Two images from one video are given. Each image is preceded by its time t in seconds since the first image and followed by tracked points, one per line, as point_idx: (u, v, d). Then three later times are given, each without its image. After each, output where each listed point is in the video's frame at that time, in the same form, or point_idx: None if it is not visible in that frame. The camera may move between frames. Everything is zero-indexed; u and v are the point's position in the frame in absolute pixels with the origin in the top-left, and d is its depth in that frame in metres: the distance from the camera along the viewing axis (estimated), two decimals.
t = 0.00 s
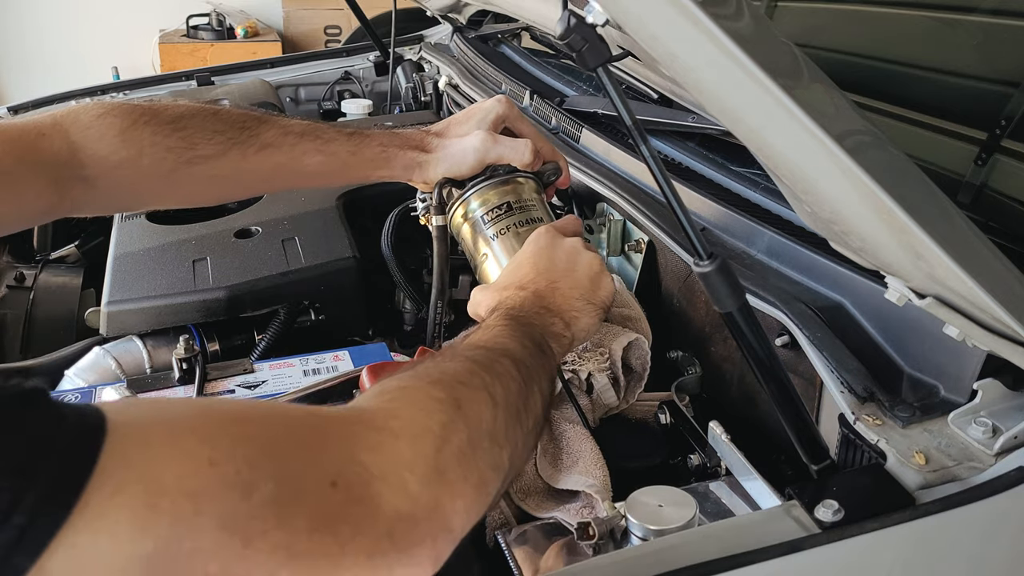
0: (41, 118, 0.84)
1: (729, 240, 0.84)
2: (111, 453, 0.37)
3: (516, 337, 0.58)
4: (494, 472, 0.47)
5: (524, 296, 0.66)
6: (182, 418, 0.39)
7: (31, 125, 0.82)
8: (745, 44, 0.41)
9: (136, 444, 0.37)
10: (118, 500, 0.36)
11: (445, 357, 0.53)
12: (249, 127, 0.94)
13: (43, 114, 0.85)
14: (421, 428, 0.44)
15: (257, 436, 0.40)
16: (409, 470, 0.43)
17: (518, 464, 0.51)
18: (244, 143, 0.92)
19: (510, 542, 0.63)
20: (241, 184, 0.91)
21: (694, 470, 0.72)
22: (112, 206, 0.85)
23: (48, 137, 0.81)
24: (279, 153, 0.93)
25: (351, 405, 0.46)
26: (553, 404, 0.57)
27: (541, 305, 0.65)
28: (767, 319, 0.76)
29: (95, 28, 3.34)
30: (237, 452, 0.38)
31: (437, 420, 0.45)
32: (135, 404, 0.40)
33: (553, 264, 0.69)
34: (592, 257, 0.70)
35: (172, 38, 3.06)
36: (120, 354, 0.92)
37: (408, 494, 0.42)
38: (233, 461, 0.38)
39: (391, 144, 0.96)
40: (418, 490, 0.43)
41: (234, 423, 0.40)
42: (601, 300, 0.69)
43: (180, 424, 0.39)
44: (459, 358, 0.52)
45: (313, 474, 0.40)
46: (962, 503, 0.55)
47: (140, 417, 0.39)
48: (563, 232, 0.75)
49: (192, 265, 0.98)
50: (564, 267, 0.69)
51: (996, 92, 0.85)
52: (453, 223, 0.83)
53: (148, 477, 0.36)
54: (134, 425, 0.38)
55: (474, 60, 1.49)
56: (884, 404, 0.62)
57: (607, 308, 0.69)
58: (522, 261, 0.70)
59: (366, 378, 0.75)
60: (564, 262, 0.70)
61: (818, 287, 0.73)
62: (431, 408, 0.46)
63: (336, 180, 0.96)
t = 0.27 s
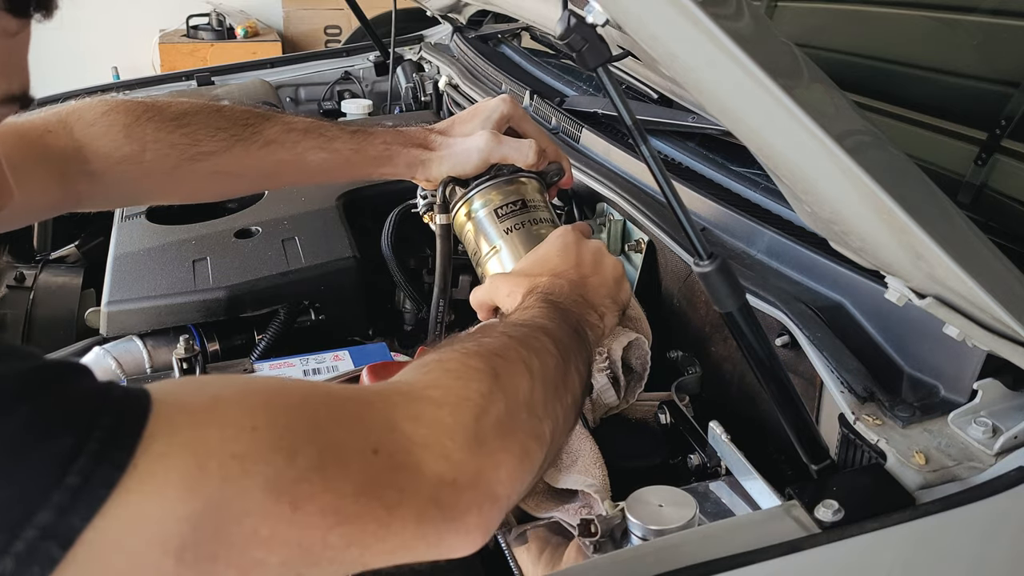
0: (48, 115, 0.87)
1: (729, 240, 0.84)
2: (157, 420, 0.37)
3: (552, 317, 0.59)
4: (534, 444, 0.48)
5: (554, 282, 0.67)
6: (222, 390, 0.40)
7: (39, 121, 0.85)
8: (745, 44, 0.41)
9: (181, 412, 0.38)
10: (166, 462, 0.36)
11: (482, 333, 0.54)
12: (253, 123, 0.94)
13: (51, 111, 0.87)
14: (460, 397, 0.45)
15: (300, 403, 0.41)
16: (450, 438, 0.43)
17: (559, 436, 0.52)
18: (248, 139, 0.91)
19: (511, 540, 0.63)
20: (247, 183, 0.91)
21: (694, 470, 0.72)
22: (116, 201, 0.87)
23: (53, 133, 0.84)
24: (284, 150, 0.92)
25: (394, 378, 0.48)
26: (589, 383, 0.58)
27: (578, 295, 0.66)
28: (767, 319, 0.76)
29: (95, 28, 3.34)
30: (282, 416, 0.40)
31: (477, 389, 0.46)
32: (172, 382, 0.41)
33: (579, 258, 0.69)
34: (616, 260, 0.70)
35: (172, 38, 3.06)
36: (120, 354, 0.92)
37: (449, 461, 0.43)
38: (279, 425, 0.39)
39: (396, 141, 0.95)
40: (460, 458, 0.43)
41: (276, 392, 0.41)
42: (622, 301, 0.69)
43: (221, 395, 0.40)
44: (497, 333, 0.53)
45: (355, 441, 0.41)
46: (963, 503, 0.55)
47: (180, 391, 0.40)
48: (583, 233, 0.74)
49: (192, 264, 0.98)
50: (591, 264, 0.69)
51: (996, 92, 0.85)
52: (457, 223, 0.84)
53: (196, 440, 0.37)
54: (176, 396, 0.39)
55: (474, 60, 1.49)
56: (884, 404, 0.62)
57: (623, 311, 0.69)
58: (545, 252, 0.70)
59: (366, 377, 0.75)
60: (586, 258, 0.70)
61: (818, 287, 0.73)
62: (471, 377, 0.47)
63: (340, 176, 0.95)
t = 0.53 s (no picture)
0: (35, 111, 0.85)
1: (729, 240, 0.84)
2: (128, 436, 0.37)
3: (545, 320, 0.59)
4: (522, 453, 0.48)
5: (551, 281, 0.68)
6: (198, 402, 0.40)
7: (24, 118, 0.83)
8: (745, 43, 0.41)
9: (153, 427, 0.38)
10: (136, 480, 0.36)
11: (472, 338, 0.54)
12: (243, 123, 0.94)
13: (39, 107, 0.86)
14: (447, 406, 0.45)
15: (276, 417, 0.40)
16: (436, 449, 0.43)
17: (550, 445, 0.52)
18: (238, 140, 0.91)
19: (510, 541, 0.63)
20: (236, 182, 0.91)
21: (694, 470, 0.72)
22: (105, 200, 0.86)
23: (41, 131, 0.82)
24: (274, 151, 0.93)
25: (382, 386, 0.47)
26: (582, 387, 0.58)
27: (571, 290, 0.66)
28: (767, 319, 0.76)
29: (95, 27, 3.34)
30: (256, 431, 0.39)
31: (464, 399, 0.46)
32: (146, 393, 0.41)
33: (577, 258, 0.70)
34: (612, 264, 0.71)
35: (172, 38, 3.06)
36: (120, 354, 0.92)
37: (435, 473, 0.43)
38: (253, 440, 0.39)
39: (386, 144, 0.96)
40: (446, 470, 0.43)
41: (251, 406, 0.41)
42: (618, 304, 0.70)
43: (196, 408, 0.39)
44: (487, 339, 0.53)
45: (334, 454, 0.40)
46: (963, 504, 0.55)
47: (153, 403, 0.39)
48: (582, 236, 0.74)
49: (192, 264, 0.98)
50: (587, 266, 0.70)
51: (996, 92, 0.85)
52: (448, 222, 0.84)
53: (168, 456, 0.37)
54: (148, 410, 0.39)
55: (474, 60, 1.49)
56: (884, 404, 0.62)
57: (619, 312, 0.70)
58: (540, 251, 0.72)
59: (366, 377, 0.75)
60: (583, 264, 0.70)
61: (818, 287, 0.73)
62: (457, 387, 0.47)
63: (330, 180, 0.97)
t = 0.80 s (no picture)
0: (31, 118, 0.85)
1: (729, 240, 0.84)
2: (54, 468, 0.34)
3: (486, 329, 0.56)
4: (478, 479, 0.47)
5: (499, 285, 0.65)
6: (133, 429, 0.36)
7: (18, 126, 0.82)
8: (745, 44, 0.41)
9: (82, 459, 0.34)
10: (58, 522, 0.33)
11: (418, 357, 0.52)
12: (241, 126, 0.93)
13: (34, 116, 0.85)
14: (400, 439, 0.44)
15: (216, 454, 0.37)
16: (394, 486, 0.42)
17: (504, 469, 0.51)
18: (235, 146, 0.92)
19: (510, 541, 0.63)
20: (230, 186, 0.91)
21: (694, 470, 0.72)
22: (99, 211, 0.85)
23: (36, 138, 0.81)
24: (271, 155, 0.93)
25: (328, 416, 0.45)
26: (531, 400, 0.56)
27: (515, 291, 0.64)
28: (767, 319, 0.76)
29: (95, 27, 3.34)
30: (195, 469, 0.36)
31: (416, 431, 0.44)
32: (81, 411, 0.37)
33: (533, 252, 0.68)
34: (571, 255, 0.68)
35: (172, 38, 3.06)
36: (120, 354, 0.92)
37: (392, 511, 0.42)
38: (188, 481, 0.36)
39: (385, 141, 0.96)
40: (404, 506, 0.42)
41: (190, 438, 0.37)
42: (582, 294, 0.68)
43: (130, 437, 0.36)
44: (433, 359, 0.51)
45: (280, 491, 0.38)
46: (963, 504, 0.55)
47: (86, 424, 0.36)
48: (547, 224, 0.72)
49: (192, 264, 0.98)
50: (542, 260, 0.68)
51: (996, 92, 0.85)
52: (449, 221, 0.84)
53: (89, 498, 0.34)
54: (82, 435, 0.35)
55: (474, 60, 1.49)
56: (884, 404, 0.62)
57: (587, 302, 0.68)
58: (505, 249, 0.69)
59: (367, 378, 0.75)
60: (537, 258, 0.68)
61: (818, 287, 0.73)
62: (407, 417, 0.45)
63: (330, 177, 0.96)
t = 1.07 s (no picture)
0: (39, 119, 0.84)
1: (729, 240, 0.84)
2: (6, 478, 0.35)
3: (433, 366, 0.60)
4: (391, 495, 0.48)
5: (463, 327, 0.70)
6: (75, 437, 0.38)
7: (28, 126, 0.82)
8: (745, 44, 0.41)
9: (29, 467, 0.36)
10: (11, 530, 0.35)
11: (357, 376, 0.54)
12: (253, 125, 0.94)
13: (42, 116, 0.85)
14: (324, 442, 0.45)
15: (154, 458, 0.39)
16: (308, 487, 0.43)
17: (415, 485, 0.52)
18: (247, 143, 0.92)
19: (510, 540, 0.63)
20: (241, 185, 0.91)
21: (694, 470, 0.72)
22: (111, 211, 0.85)
23: (47, 138, 0.81)
24: (284, 152, 0.93)
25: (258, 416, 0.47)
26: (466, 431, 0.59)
27: (477, 330, 0.69)
28: (767, 319, 0.76)
29: (94, 27, 3.33)
30: (132, 476, 0.38)
31: (341, 436, 0.46)
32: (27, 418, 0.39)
33: (500, 283, 0.71)
34: (537, 275, 0.70)
35: (172, 38, 3.05)
36: (120, 354, 0.92)
37: (300, 510, 0.43)
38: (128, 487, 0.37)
39: (396, 138, 0.96)
40: (312, 507, 0.43)
41: (127, 446, 0.39)
42: (547, 316, 0.70)
43: (73, 445, 0.37)
44: (370, 379, 0.54)
45: (212, 495, 0.40)
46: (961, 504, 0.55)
47: (33, 433, 0.37)
48: (525, 243, 0.73)
49: (192, 264, 0.98)
50: (507, 291, 0.71)
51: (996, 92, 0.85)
52: (456, 221, 0.83)
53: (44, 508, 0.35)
54: (29, 444, 0.36)
55: (474, 60, 1.49)
56: (884, 404, 0.62)
57: (556, 321, 0.70)
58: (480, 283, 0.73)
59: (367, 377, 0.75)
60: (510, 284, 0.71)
61: (818, 287, 0.73)
62: (336, 425, 0.47)
63: (336, 176, 0.96)
